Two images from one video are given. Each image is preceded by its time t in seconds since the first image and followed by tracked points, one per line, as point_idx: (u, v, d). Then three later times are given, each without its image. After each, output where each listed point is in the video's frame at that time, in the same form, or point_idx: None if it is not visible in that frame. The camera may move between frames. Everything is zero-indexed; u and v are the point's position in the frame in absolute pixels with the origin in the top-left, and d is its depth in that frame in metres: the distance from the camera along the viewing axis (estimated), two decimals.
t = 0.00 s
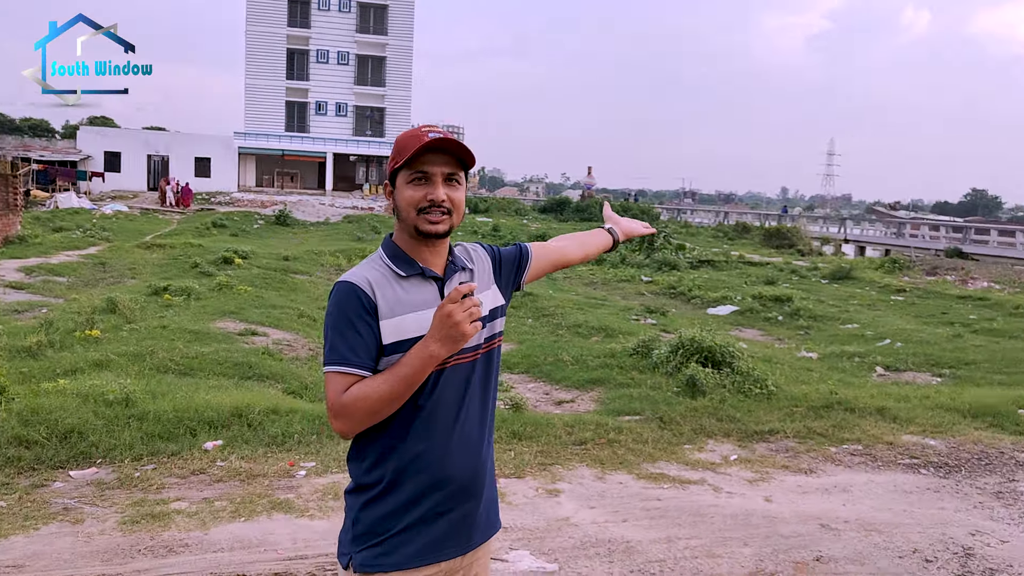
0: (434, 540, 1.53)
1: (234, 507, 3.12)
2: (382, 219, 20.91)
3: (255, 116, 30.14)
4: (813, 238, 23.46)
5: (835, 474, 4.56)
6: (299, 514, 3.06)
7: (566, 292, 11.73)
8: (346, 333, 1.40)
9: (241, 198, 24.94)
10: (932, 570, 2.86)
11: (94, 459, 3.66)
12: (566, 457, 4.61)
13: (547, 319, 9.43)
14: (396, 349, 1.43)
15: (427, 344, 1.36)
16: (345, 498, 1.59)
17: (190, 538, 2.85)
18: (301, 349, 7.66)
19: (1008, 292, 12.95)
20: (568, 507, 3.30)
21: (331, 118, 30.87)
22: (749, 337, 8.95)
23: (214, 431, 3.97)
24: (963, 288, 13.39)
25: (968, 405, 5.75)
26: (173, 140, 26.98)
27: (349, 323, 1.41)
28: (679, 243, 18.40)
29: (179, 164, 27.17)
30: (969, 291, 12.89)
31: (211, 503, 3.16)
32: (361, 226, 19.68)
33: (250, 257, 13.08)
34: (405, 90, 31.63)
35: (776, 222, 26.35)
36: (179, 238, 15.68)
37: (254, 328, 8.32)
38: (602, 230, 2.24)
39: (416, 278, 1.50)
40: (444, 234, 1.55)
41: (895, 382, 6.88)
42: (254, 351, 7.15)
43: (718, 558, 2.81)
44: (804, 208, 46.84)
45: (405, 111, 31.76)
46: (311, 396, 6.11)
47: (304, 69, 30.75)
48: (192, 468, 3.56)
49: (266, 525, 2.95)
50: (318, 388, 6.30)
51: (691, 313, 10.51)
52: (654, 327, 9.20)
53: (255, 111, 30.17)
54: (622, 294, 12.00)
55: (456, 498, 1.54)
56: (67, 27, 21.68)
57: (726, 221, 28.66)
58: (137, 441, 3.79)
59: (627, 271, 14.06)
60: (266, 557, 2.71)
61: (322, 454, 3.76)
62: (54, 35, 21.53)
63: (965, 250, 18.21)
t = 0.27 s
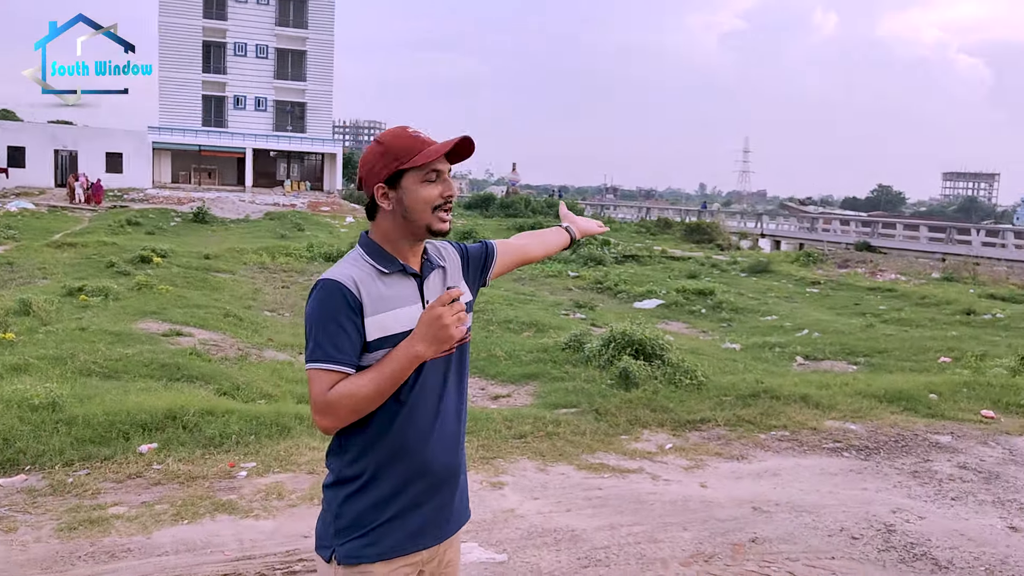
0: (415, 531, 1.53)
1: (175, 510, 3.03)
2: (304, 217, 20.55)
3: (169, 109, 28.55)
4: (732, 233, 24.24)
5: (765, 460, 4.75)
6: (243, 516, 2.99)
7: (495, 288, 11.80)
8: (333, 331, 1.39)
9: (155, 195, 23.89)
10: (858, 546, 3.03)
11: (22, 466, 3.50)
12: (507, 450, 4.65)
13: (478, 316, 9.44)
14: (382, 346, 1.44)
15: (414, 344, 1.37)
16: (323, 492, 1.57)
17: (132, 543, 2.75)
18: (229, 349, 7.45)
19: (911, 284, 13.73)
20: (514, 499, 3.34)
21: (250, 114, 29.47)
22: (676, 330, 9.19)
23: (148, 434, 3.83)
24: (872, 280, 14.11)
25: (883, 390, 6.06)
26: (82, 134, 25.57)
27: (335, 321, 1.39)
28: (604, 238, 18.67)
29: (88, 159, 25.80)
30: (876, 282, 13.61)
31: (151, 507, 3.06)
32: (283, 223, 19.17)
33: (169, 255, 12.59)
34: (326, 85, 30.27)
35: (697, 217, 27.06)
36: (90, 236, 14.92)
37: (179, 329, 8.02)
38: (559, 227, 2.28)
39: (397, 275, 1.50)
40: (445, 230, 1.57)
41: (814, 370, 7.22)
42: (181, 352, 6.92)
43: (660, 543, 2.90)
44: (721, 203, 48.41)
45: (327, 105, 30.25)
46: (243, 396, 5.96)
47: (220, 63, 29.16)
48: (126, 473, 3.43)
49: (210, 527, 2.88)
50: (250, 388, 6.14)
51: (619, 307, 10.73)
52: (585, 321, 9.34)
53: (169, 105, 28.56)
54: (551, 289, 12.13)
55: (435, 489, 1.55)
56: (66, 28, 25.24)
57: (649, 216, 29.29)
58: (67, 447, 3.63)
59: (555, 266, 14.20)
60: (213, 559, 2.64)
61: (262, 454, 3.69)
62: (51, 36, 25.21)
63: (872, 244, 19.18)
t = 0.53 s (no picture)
0: (421, 533, 1.55)
1: (127, 522, 2.93)
2: (235, 219, 20.09)
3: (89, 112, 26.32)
4: (665, 231, 24.71)
5: (714, 453, 4.87)
6: (200, 525, 2.92)
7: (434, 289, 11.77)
8: (362, 342, 1.35)
9: (77, 197, 22.86)
10: (809, 534, 3.14)
11: None
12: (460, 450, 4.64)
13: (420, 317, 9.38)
14: (400, 356, 1.43)
15: (430, 352, 1.42)
16: (323, 503, 1.52)
17: (86, 557, 2.65)
18: (166, 355, 7.20)
19: (836, 279, 14.26)
20: (472, 499, 3.34)
21: (176, 113, 27.70)
22: (615, 328, 9.33)
23: (90, 444, 3.71)
24: (800, 275, 14.59)
25: (820, 382, 6.27)
26: None
27: (362, 332, 1.36)
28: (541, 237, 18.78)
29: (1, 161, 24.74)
30: (804, 278, 14.09)
31: (102, 520, 2.94)
32: (212, 225, 18.66)
33: (93, 259, 12.07)
34: (256, 84, 28.94)
35: (631, 216, 27.42)
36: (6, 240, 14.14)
37: (111, 335, 7.70)
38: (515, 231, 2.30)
39: (406, 281, 1.48)
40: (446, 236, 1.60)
41: (751, 365, 7.44)
42: (116, 359, 6.66)
43: (619, 537, 2.95)
44: (654, 200, 49.38)
45: (256, 103, 28.93)
46: (184, 404, 5.77)
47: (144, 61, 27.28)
48: (72, 484, 3.30)
49: (165, 538, 2.79)
50: (190, 395, 5.94)
51: (558, 306, 10.82)
52: (526, 320, 9.39)
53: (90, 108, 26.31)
54: (490, 289, 12.14)
55: (436, 489, 1.58)
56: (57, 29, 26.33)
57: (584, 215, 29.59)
58: (7, 460, 3.47)
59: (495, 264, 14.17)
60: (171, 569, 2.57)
61: (215, 460, 3.64)
62: (52, 35, 26.14)
63: (799, 241, 19.82)
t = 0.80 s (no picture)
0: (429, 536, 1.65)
1: (82, 540, 3.05)
2: (160, 223, 19.43)
3: None
4: (599, 232, 24.98)
5: (666, 450, 4.96)
6: (156, 539, 3.08)
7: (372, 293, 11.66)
8: (399, 357, 1.40)
9: None
10: (763, 525, 3.25)
11: None
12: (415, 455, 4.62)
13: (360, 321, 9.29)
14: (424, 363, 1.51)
15: (447, 359, 1.52)
16: (341, 522, 1.55)
17: None
18: (99, 366, 6.93)
19: (764, 277, 14.71)
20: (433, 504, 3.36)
21: (95, 114, 26.31)
22: (556, 328, 9.41)
23: (34, 461, 3.88)
24: (731, 274, 15.00)
25: (761, 378, 6.46)
26: None
27: (399, 347, 1.41)
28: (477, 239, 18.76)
29: None
30: (734, 276, 14.49)
31: (55, 538, 3.06)
32: (137, 230, 18.01)
33: (10, 268, 11.48)
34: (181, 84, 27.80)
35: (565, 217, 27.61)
36: None
37: (38, 347, 7.36)
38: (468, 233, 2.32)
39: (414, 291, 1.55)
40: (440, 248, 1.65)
41: (691, 362, 7.61)
42: (47, 371, 6.38)
43: (582, 536, 3.00)
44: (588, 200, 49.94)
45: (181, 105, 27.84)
46: (122, 416, 5.56)
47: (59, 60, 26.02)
48: (21, 500, 3.45)
49: (122, 554, 2.94)
50: (128, 408, 5.72)
51: (497, 308, 10.86)
52: (468, 322, 9.37)
53: None
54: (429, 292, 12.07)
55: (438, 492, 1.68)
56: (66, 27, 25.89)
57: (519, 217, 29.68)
58: None
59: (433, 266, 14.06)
60: None
61: (165, 474, 3.83)
62: (52, 36, 25.79)
63: (728, 240, 20.34)
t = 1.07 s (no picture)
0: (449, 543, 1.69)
1: (73, 548, 3.09)
2: (132, 227, 19.17)
3: None
4: (575, 235, 25.05)
5: (653, 451, 5.00)
6: (148, 547, 3.11)
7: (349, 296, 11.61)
8: (427, 370, 1.43)
9: None
10: (752, 525, 3.31)
11: None
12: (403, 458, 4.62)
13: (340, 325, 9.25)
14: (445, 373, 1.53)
15: (467, 369, 1.55)
16: (369, 530, 1.57)
17: None
18: (76, 372, 6.83)
19: (739, 278, 14.86)
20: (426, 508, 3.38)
21: (65, 116, 25.92)
22: (535, 331, 9.43)
23: (18, 469, 3.89)
24: (707, 276, 15.14)
25: (742, 380, 6.53)
26: None
27: (425, 360, 1.43)
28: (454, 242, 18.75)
29: None
30: (710, 278, 14.64)
31: (45, 546, 3.10)
32: (108, 234, 17.78)
33: None
34: (153, 86, 27.44)
35: (541, 219, 27.66)
36: None
37: (12, 353, 7.23)
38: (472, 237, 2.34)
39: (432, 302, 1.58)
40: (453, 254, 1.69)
41: (672, 364, 7.68)
42: (25, 377, 6.28)
43: (575, 538, 3.11)
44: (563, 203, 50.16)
45: (153, 107, 27.48)
46: (103, 422, 5.49)
47: (28, 61, 25.66)
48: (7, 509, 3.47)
49: (114, 562, 2.97)
50: (108, 413, 5.64)
51: (476, 310, 10.85)
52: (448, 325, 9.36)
53: None
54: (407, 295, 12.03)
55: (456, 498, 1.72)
56: (65, 28, 26.00)
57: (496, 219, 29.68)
58: None
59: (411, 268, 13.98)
60: None
61: (154, 480, 3.85)
62: (51, 35, 25.92)
63: (703, 242, 20.51)
